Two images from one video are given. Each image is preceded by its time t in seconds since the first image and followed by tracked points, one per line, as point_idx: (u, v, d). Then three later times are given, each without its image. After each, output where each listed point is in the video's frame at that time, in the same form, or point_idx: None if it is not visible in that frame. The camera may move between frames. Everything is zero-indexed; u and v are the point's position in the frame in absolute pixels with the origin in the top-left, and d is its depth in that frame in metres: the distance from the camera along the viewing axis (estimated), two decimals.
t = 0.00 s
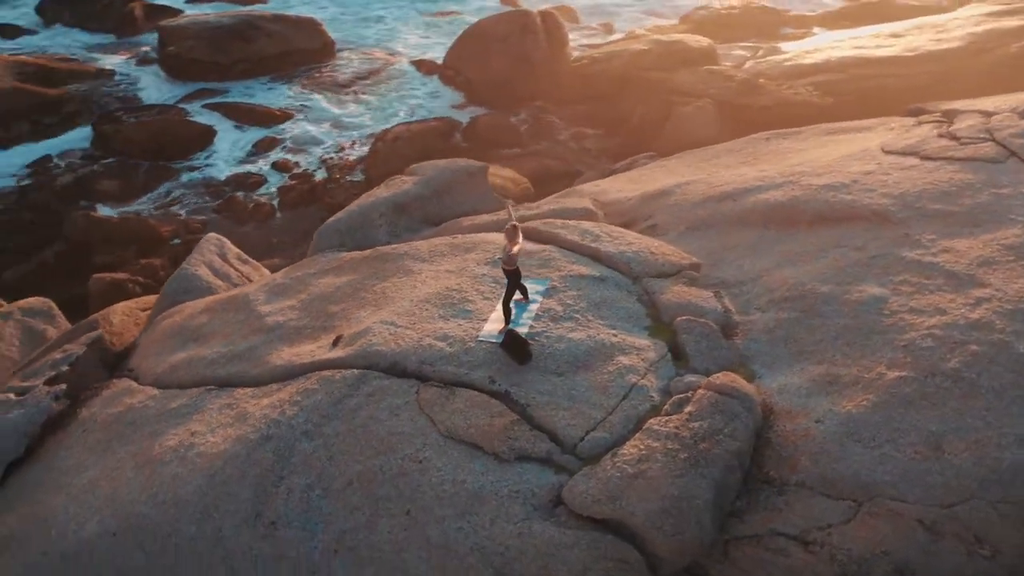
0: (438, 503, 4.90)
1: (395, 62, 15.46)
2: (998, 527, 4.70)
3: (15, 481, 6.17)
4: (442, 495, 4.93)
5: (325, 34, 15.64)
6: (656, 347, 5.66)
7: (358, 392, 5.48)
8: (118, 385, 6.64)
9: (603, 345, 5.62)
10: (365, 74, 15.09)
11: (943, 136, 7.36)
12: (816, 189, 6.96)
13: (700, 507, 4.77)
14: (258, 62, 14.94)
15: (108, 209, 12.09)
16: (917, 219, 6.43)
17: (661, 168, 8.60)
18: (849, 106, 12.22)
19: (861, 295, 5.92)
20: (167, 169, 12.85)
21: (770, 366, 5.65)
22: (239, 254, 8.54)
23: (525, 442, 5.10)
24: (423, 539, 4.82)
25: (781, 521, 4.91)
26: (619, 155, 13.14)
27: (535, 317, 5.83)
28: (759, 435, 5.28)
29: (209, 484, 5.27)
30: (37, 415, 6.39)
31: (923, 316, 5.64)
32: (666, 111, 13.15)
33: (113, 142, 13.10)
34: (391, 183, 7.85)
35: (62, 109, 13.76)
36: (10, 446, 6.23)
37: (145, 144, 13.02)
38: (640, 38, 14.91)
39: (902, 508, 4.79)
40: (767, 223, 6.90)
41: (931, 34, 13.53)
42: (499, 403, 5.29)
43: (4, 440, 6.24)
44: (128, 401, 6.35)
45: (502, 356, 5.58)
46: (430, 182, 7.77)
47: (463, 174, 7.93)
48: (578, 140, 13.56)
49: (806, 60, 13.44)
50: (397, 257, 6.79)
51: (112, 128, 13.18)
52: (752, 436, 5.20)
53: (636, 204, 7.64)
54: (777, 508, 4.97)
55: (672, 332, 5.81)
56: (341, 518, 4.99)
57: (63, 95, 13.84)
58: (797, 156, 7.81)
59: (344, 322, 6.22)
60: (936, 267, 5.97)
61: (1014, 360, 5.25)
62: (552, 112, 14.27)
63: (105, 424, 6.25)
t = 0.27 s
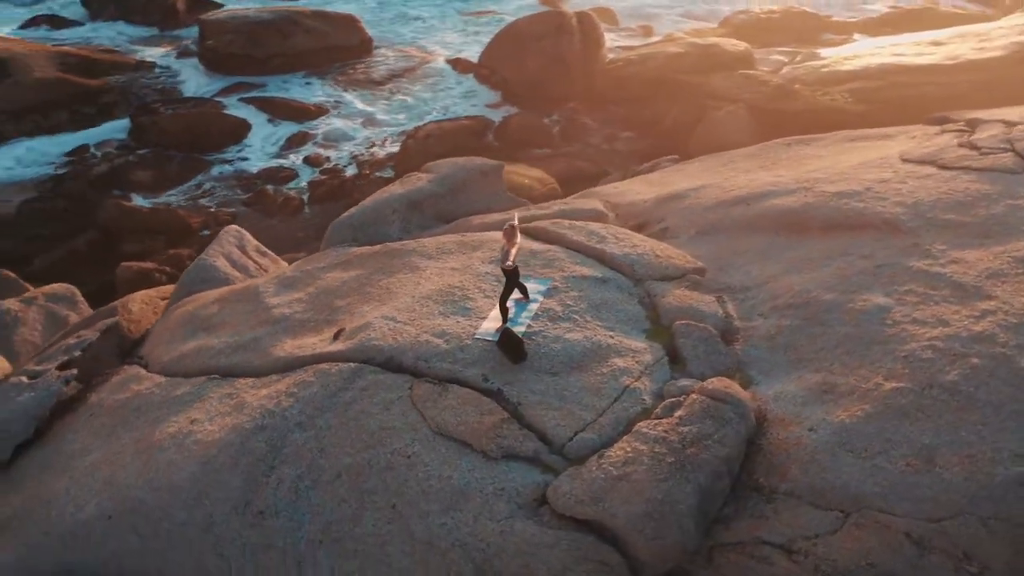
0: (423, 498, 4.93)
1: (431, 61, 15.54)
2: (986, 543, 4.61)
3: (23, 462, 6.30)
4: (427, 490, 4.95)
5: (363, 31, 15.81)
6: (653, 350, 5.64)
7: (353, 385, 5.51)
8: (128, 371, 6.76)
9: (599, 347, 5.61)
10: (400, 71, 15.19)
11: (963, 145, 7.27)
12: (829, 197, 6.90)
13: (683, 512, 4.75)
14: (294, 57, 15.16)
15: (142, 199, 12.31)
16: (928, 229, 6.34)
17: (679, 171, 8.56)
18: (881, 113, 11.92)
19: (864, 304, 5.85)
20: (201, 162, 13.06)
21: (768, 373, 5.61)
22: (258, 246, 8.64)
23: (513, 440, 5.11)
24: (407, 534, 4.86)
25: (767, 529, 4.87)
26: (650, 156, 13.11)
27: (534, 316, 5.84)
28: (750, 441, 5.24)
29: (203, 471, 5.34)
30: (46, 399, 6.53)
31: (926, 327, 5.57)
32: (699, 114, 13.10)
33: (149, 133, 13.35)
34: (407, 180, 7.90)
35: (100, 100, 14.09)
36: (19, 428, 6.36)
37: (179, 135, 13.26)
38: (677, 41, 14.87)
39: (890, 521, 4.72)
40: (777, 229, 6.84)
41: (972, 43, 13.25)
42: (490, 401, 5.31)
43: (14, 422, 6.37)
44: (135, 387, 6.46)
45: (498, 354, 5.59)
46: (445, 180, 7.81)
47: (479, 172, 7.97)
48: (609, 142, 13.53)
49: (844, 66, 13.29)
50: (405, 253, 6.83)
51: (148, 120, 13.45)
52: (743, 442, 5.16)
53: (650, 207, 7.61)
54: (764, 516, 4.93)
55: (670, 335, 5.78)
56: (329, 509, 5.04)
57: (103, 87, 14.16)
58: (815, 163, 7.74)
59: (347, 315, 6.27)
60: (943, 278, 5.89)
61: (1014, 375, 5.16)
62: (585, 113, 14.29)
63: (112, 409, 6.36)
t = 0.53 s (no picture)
0: (409, 493, 4.96)
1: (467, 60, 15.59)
2: (974, 560, 4.50)
3: (32, 443, 6.44)
4: (414, 485, 4.98)
5: (402, 29, 15.92)
6: (649, 353, 5.62)
7: (349, 379, 5.56)
8: (139, 358, 6.87)
9: (595, 348, 5.61)
10: (437, 70, 15.27)
11: (983, 156, 7.16)
12: (842, 204, 6.82)
13: (666, 516, 4.73)
14: (333, 54, 15.30)
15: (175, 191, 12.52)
16: (940, 239, 6.25)
17: (699, 175, 8.52)
18: (918, 121, 11.72)
19: (867, 314, 5.78)
20: (236, 156, 13.24)
21: (765, 380, 5.57)
22: (277, 240, 8.74)
23: (502, 439, 5.12)
24: (391, 527, 4.90)
25: (753, 537, 4.81)
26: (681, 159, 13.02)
27: (533, 316, 5.85)
28: (741, 448, 5.21)
29: (198, 458, 5.42)
30: (57, 382, 6.64)
31: (927, 339, 5.49)
32: (732, 119, 12.99)
33: (186, 127, 13.60)
34: (423, 177, 7.95)
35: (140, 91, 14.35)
36: (30, 411, 6.50)
37: (215, 129, 13.51)
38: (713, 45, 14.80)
39: (875, 533, 4.65)
40: (788, 235, 6.78)
41: (1015, 53, 13.01)
42: (482, 399, 5.32)
43: (25, 405, 6.50)
44: (144, 374, 6.57)
45: (494, 352, 5.60)
46: (461, 179, 7.85)
47: (494, 172, 7.99)
48: (640, 145, 13.48)
49: (883, 74, 13.13)
50: (413, 250, 6.88)
51: (186, 113, 13.68)
52: (733, 449, 5.12)
53: (664, 211, 7.59)
54: (750, 523, 4.88)
55: (669, 339, 5.76)
56: (317, 501, 5.09)
57: (144, 79, 14.34)
58: (834, 171, 7.66)
59: (351, 310, 6.33)
60: (950, 289, 5.80)
61: (1013, 389, 5.07)
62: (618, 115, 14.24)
63: (120, 395, 6.47)
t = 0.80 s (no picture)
0: (394, 487, 5.00)
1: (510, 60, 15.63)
2: None
3: (45, 423, 6.59)
4: (399, 479, 5.02)
5: (446, 28, 16.01)
6: (645, 357, 5.60)
7: (345, 372, 5.62)
8: (152, 345, 6.99)
9: (591, 350, 5.60)
10: (479, 69, 15.33)
11: (1006, 168, 7.02)
12: (856, 214, 6.73)
13: (647, 521, 4.71)
14: (377, 52, 15.46)
15: (215, 183, 12.75)
16: (952, 253, 6.15)
17: (720, 181, 8.46)
18: (961, 133, 11.57)
19: (870, 326, 5.71)
20: (275, 150, 13.44)
21: (762, 389, 5.52)
22: (300, 233, 8.85)
23: (490, 437, 5.14)
24: (375, 520, 4.94)
25: (734, 546, 4.78)
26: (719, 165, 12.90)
27: (532, 317, 5.85)
28: (730, 455, 5.17)
29: (195, 443, 5.51)
30: (71, 364, 6.76)
31: (928, 353, 5.41)
32: (771, 126, 12.85)
33: (229, 120, 13.82)
34: (442, 176, 8.00)
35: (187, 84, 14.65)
36: (43, 392, 6.64)
37: (257, 123, 13.73)
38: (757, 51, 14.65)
39: (857, 547, 4.59)
40: (800, 244, 6.72)
41: None
42: (474, 397, 5.34)
43: (39, 385, 6.64)
44: (155, 361, 6.70)
45: (489, 351, 5.63)
46: (479, 178, 7.89)
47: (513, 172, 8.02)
48: (677, 150, 13.41)
49: (928, 84, 12.92)
50: (423, 247, 6.92)
51: (229, 106, 13.91)
52: (722, 457, 5.09)
53: (679, 216, 7.55)
54: (734, 532, 4.84)
55: (667, 344, 5.74)
56: (305, 491, 5.15)
57: (189, 72, 14.72)
58: (854, 181, 7.57)
59: (356, 304, 6.39)
60: (957, 304, 5.70)
61: (1011, 408, 4.97)
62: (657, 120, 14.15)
63: (131, 379, 6.60)
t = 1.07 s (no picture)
0: (382, 481, 5.04)
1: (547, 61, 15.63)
2: None
3: (56, 407, 6.73)
4: (387, 474, 5.06)
5: (483, 28, 16.08)
6: (642, 361, 5.59)
7: (343, 366, 5.67)
8: (165, 334, 7.10)
9: (587, 352, 5.60)
10: (515, 70, 15.35)
11: None
12: (868, 223, 6.66)
13: (629, 524, 4.70)
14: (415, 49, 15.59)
15: (248, 177, 12.91)
16: (961, 265, 6.05)
17: (740, 187, 8.39)
18: (999, 144, 11.43)
19: (872, 337, 5.64)
20: (309, 146, 13.58)
21: (758, 396, 5.47)
22: (320, 228, 8.93)
23: (479, 435, 5.16)
24: (361, 513, 4.99)
25: (718, 553, 4.74)
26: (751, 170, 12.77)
27: (532, 317, 5.86)
28: (721, 462, 5.14)
29: (194, 432, 5.60)
30: (84, 351, 6.91)
31: (928, 365, 5.33)
32: (806, 132, 12.71)
33: (265, 116, 13.99)
34: (459, 175, 8.03)
35: (226, 79, 14.87)
36: (57, 377, 6.77)
37: (291, 119, 13.88)
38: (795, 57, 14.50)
39: (841, 559, 4.54)
40: (810, 252, 6.65)
41: None
42: (467, 395, 5.36)
43: (52, 370, 6.78)
44: (166, 349, 6.80)
45: (486, 350, 5.64)
46: (495, 178, 7.91)
47: (528, 172, 8.02)
48: (710, 155, 13.31)
49: (967, 94, 12.72)
50: (433, 246, 6.96)
51: (266, 102, 14.08)
52: (711, 463, 5.06)
53: (692, 221, 7.51)
54: (718, 539, 4.81)
55: (665, 348, 5.71)
56: (296, 481, 5.21)
57: (229, 67, 14.96)
58: (872, 190, 7.48)
59: (361, 300, 6.43)
60: (962, 316, 5.62)
61: (1007, 424, 4.89)
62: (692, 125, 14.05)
63: (141, 367, 6.71)
